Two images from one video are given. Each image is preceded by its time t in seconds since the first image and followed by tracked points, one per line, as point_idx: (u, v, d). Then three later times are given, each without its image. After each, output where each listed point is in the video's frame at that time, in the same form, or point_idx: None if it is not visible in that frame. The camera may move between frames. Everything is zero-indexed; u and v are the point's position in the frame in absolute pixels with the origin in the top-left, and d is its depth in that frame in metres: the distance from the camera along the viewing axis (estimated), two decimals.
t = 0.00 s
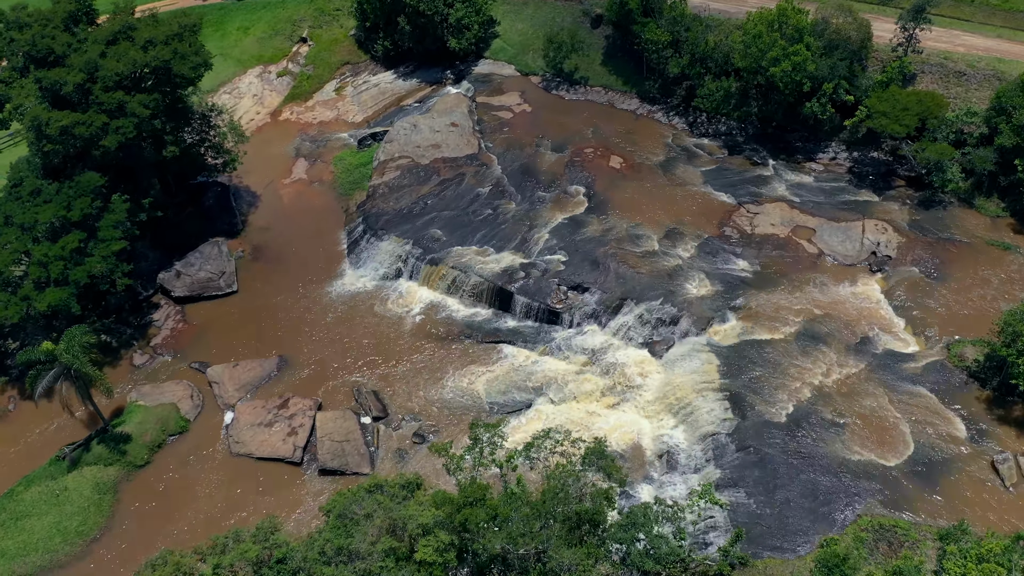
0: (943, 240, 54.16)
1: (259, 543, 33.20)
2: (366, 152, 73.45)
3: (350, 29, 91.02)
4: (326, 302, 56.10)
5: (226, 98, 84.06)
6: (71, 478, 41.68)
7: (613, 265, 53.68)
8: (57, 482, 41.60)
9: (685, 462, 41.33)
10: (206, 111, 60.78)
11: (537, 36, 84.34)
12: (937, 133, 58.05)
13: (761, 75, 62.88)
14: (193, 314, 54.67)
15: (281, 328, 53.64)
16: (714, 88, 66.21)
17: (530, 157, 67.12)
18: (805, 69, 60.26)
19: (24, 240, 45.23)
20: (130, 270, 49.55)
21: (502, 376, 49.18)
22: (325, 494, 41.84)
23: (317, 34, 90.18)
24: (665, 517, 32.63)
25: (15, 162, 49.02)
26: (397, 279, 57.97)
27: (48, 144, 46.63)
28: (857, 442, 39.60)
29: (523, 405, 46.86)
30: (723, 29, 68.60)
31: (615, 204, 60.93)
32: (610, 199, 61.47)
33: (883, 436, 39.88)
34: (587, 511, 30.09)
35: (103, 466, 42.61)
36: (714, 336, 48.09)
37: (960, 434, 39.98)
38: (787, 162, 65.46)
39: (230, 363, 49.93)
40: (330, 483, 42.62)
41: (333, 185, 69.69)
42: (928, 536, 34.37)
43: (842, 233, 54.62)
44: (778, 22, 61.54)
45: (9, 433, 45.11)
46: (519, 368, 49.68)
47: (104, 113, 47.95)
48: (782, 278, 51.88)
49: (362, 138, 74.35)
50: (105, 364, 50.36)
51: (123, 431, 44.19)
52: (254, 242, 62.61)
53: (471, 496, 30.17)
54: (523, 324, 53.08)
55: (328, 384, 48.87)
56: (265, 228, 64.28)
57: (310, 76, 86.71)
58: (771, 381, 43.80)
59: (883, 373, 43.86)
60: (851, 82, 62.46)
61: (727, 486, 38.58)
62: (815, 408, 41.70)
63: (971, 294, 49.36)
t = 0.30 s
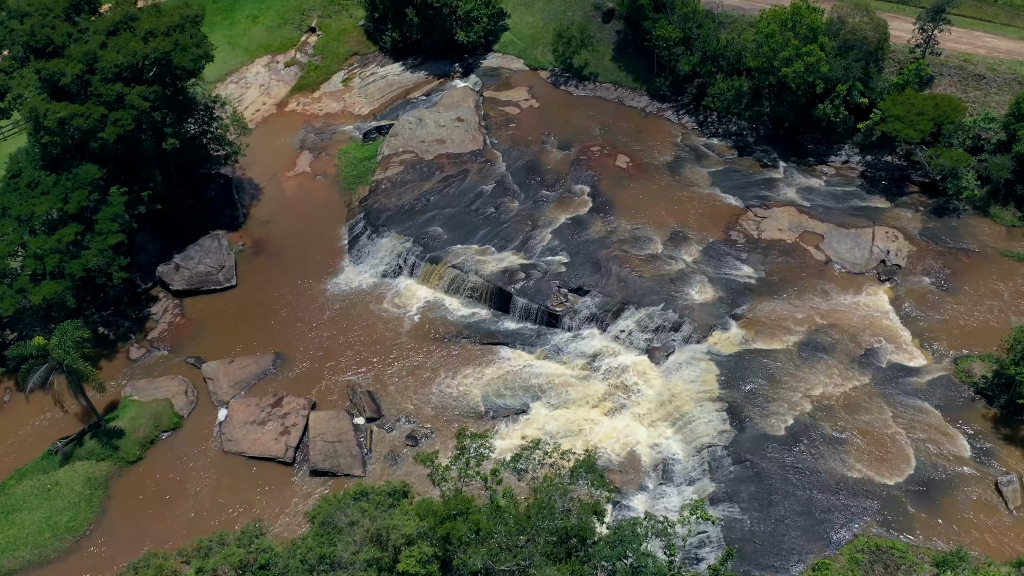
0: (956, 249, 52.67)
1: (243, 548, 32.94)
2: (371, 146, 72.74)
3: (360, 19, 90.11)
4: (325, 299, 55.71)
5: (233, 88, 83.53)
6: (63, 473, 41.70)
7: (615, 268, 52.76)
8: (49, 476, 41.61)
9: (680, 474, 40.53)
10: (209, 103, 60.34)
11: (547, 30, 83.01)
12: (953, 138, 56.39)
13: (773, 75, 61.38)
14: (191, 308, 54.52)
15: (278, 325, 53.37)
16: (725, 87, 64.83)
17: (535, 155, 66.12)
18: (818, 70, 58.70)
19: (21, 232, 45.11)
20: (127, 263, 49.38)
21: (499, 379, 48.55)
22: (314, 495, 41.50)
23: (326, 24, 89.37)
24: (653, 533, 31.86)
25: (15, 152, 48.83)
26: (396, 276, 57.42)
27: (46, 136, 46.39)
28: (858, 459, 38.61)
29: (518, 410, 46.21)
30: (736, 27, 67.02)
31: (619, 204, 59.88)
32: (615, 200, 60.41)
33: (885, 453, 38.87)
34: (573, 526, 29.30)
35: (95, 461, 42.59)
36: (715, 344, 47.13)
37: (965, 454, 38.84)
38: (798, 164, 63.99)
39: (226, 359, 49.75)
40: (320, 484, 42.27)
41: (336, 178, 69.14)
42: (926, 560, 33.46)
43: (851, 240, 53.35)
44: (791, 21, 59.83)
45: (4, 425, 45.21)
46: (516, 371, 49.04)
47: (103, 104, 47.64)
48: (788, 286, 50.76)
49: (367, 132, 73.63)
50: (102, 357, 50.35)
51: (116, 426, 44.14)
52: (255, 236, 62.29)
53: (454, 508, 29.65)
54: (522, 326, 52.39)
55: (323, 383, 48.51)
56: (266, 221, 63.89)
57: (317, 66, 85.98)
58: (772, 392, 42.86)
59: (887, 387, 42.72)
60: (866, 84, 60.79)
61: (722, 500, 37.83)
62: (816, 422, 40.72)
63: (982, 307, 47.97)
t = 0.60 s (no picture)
0: (969, 259, 51.18)
1: (226, 551, 32.64)
2: (375, 139, 71.96)
3: (369, 9, 89.08)
4: (323, 295, 55.26)
5: (240, 77, 82.90)
6: (54, 466, 41.65)
7: (617, 271, 51.83)
8: (40, 469, 41.57)
9: (675, 485, 39.79)
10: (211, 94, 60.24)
11: (557, 24, 81.60)
12: (969, 145, 54.71)
13: (785, 76, 59.85)
14: (188, 301, 54.27)
15: (275, 321, 53.01)
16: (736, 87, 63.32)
17: (541, 152, 65.06)
18: (831, 71, 57.13)
19: (17, 223, 44.96)
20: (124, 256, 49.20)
21: (495, 382, 47.88)
22: (304, 497, 41.14)
23: (335, 14, 88.47)
24: (641, 549, 31.09)
25: (14, 141, 48.64)
26: (396, 274, 56.83)
27: (44, 126, 46.13)
28: (857, 476, 37.65)
29: (513, 414, 45.62)
30: (749, 24, 65.39)
31: (624, 205, 58.78)
32: (619, 200, 59.33)
33: (885, 471, 37.85)
34: (557, 543, 28.36)
35: (87, 455, 42.52)
36: (715, 352, 46.18)
37: (968, 474, 37.75)
38: (809, 167, 62.51)
39: (221, 354, 49.46)
40: (310, 485, 41.90)
41: (339, 171, 68.50)
42: None
43: (860, 248, 52.09)
44: (805, 21, 57.98)
45: None
46: (512, 374, 48.35)
47: (101, 95, 47.24)
48: (793, 294, 49.60)
49: (372, 125, 72.87)
50: (99, 349, 50.27)
51: (108, 421, 44.03)
52: (256, 229, 61.86)
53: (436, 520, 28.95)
54: (521, 327, 51.63)
55: (318, 382, 48.12)
56: (267, 214, 63.43)
57: (325, 56, 85.14)
58: (771, 405, 41.91)
59: (891, 403, 41.59)
60: (881, 86, 59.10)
61: (716, 515, 37.05)
62: (815, 437, 39.73)
63: (993, 320, 46.56)
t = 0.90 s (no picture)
0: (982, 270, 49.70)
1: (210, 554, 32.37)
2: (381, 131, 71.15)
3: None
4: (322, 290, 54.79)
5: (247, 65, 82.20)
6: (46, 459, 41.61)
7: (619, 274, 50.90)
8: (33, 462, 41.57)
9: (669, 497, 39.06)
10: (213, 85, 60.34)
11: (569, 16, 80.13)
12: (987, 151, 53.00)
13: (798, 76, 58.29)
14: (187, 293, 54.03)
15: (273, 316, 52.63)
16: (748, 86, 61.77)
17: (547, 148, 64.01)
18: (846, 72, 55.50)
19: (14, 213, 44.79)
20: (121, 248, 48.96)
21: (492, 384, 47.24)
22: (294, 497, 40.83)
23: (345, 2, 87.46)
24: (627, 566, 30.42)
25: (13, 130, 48.43)
26: (396, 270, 56.23)
27: (43, 116, 45.89)
28: (856, 494, 36.75)
29: (508, 417, 44.97)
30: (763, 21, 63.70)
31: (629, 205, 57.70)
32: (625, 200, 58.25)
33: (886, 490, 36.91)
34: (540, 560, 27.64)
35: (80, 448, 42.49)
36: (716, 360, 45.24)
37: (972, 495, 36.68)
38: (821, 170, 61.01)
39: (217, 349, 49.19)
40: (301, 485, 41.58)
41: (343, 164, 67.82)
42: None
43: (869, 255, 50.77)
44: (820, 19, 56.38)
45: None
46: (509, 376, 47.69)
47: (101, 86, 46.86)
48: (798, 302, 48.47)
49: (378, 117, 72.09)
50: (96, 340, 50.20)
51: (102, 414, 43.95)
52: (257, 221, 61.43)
53: (419, 533, 28.42)
54: (520, 329, 50.88)
55: (313, 379, 47.72)
56: (269, 206, 62.95)
57: (334, 45, 84.25)
58: (770, 417, 41.01)
59: (895, 418, 40.52)
60: (898, 88, 57.38)
61: (709, 529, 36.36)
62: (815, 453, 38.82)
63: (1006, 335, 45.18)
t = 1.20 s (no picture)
0: (996, 283, 48.20)
1: (193, 556, 32.19)
2: (386, 123, 70.32)
3: None
4: (321, 285, 54.31)
5: (255, 53, 81.48)
6: (39, 450, 41.67)
7: (621, 277, 49.95)
8: (25, 453, 41.59)
9: (662, 509, 38.36)
10: (216, 74, 59.83)
11: (581, 9, 78.68)
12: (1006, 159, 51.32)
13: (811, 77, 56.68)
14: (185, 285, 53.82)
15: (270, 310, 52.25)
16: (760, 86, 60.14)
17: (553, 145, 62.94)
18: (861, 74, 53.87)
19: (11, 203, 44.62)
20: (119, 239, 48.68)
21: (488, 387, 46.55)
22: (283, 497, 40.55)
23: None
24: None
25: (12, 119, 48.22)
26: (396, 267, 55.61)
27: (41, 105, 45.75)
28: (854, 514, 35.84)
29: (503, 421, 44.35)
30: (778, 19, 61.95)
31: (634, 206, 56.60)
32: (630, 200, 57.16)
33: (885, 511, 35.95)
34: None
35: (73, 440, 42.49)
36: (717, 370, 44.29)
37: (973, 518, 35.65)
38: (833, 173, 59.47)
39: (213, 343, 48.94)
40: (290, 485, 41.28)
41: (347, 156, 67.12)
42: None
43: (878, 265, 49.49)
44: (835, 19, 54.78)
45: None
46: (506, 378, 47.00)
47: (100, 75, 46.58)
48: (803, 311, 47.37)
49: (384, 109, 71.10)
50: (93, 331, 50.15)
51: (96, 406, 43.90)
52: (259, 213, 61.00)
53: (400, 545, 27.97)
54: (519, 330, 50.09)
55: (307, 377, 47.34)
56: (271, 198, 62.47)
57: (343, 34, 83.32)
58: (769, 430, 40.13)
59: (898, 436, 39.45)
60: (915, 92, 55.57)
61: (701, 545, 35.72)
62: (813, 469, 37.90)
63: (1017, 352, 43.83)
